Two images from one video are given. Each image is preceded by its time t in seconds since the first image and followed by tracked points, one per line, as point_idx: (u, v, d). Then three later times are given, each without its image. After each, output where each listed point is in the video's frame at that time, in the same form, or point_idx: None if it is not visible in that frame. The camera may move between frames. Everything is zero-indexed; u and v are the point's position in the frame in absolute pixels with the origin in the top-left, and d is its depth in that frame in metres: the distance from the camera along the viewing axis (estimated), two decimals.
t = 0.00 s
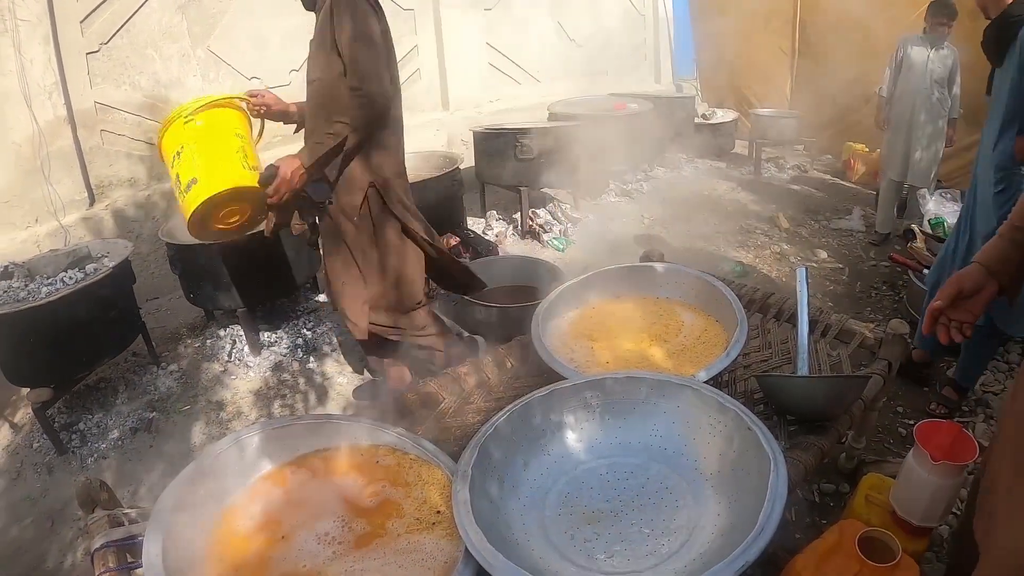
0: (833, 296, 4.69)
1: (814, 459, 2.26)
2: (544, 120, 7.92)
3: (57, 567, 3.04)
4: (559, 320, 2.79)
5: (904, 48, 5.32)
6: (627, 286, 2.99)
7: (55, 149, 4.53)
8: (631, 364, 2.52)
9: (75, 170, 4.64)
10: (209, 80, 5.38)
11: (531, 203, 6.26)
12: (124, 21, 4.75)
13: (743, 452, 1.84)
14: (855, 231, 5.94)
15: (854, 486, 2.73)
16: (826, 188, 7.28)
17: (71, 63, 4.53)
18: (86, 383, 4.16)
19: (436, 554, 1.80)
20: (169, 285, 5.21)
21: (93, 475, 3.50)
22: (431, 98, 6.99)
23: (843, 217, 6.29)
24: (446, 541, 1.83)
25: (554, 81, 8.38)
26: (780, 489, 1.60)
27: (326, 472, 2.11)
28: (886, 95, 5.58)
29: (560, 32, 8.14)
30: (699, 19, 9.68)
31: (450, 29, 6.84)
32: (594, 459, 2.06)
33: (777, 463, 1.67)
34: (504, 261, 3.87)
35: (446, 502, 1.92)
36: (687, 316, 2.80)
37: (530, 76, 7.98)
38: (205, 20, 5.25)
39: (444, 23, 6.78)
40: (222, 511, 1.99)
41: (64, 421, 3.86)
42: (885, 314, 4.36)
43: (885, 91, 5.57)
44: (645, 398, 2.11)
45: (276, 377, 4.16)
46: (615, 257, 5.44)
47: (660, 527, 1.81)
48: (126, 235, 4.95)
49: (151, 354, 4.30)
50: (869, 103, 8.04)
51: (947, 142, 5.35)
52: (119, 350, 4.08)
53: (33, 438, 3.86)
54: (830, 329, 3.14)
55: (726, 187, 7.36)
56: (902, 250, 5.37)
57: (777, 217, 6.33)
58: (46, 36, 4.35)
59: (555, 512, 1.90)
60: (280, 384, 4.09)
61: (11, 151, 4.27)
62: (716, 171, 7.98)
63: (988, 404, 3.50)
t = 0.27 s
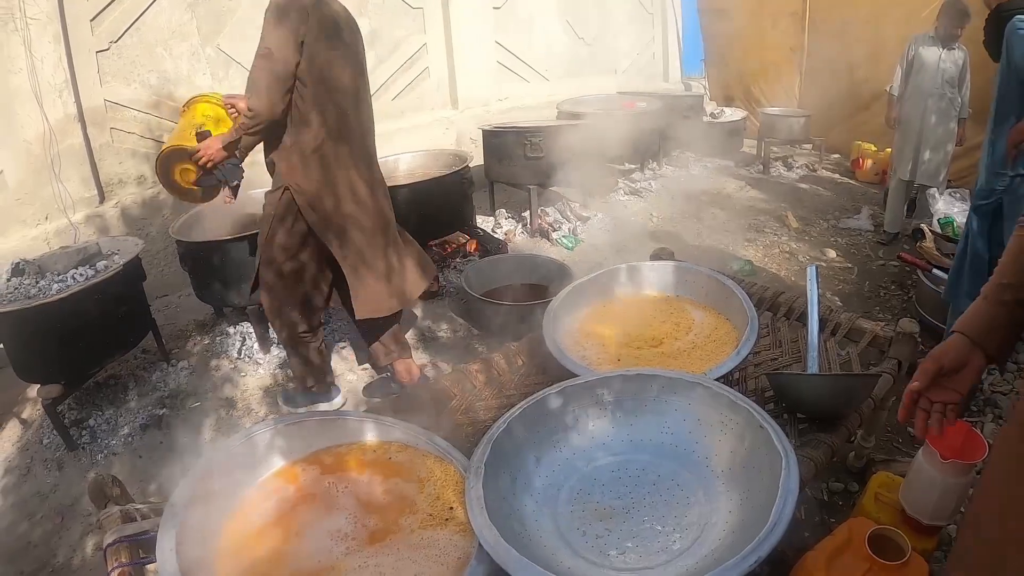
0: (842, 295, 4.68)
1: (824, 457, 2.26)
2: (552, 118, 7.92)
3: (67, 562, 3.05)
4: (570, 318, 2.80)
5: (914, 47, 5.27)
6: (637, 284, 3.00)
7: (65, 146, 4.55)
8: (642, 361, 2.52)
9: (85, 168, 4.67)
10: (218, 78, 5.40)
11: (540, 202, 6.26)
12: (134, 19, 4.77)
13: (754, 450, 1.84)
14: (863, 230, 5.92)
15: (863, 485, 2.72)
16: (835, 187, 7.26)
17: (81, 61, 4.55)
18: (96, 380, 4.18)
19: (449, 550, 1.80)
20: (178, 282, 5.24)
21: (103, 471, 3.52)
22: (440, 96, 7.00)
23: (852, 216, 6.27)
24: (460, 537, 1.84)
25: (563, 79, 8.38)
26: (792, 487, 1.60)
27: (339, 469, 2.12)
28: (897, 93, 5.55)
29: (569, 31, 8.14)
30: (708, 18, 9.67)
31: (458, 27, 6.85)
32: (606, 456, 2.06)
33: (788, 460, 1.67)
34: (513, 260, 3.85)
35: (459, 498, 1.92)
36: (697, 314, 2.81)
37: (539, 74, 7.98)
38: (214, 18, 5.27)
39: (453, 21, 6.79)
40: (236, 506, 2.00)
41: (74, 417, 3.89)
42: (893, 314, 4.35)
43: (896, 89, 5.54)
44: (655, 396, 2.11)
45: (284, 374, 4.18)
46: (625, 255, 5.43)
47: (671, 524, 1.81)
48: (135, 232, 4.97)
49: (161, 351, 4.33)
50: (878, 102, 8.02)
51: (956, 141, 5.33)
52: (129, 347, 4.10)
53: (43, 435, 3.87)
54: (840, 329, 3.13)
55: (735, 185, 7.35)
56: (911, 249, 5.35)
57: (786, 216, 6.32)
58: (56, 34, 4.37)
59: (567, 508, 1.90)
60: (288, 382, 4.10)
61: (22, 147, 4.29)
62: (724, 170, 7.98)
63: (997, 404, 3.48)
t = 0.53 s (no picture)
0: (850, 294, 4.68)
1: (835, 452, 2.26)
2: (561, 117, 7.92)
3: (77, 558, 3.06)
4: (581, 315, 2.82)
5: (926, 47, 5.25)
6: (648, 281, 3.01)
7: (76, 144, 4.58)
8: (654, 359, 2.54)
9: (94, 165, 4.69)
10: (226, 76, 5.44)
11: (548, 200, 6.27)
12: (143, 17, 4.82)
13: (766, 445, 1.84)
14: (872, 229, 5.93)
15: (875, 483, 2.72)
16: (843, 186, 7.26)
17: (91, 59, 4.59)
18: (106, 376, 4.20)
19: (466, 544, 1.81)
20: (188, 280, 5.26)
21: (113, 467, 3.53)
22: (448, 95, 7.02)
23: (860, 215, 6.27)
24: (475, 532, 1.84)
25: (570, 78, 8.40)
26: (804, 481, 1.60)
27: (354, 464, 2.13)
28: (907, 93, 5.54)
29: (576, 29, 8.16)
30: (715, 17, 9.68)
31: (467, 26, 6.86)
32: (618, 452, 2.07)
33: (800, 455, 1.67)
34: (525, 258, 3.87)
35: (474, 494, 1.93)
36: (708, 312, 2.82)
37: (547, 73, 8.00)
38: (223, 16, 5.31)
39: (461, 20, 6.81)
40: (251, 500, 2.01)
41: (84, 413, 3.91)
42: (901, 313, 4.36)
43: (906, 89, 5.53)
44: (667, 393, 2.12)
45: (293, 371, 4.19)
46: (634, 253, 5.44)
47: (683, 519, 1.82)
48: (144, 230, 5.00)
49: (171, 348, 4.36)
50: (886, 101, 8.05)
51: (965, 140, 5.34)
52: (139, 344, 4.12)
53: (53, 431, 3.90)
54: (849, 327, 3.14)
55: (743, 184, 7.35)
56: (919, 248, 5.35)
57: (793, 215, 6.33)
58: (66, 32, 4.40)
59: (580, 504, 1.91)
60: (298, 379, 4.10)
61: (32, 145, 4.31)
62: (732, 168, 7.98)
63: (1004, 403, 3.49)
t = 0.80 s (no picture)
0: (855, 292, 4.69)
1: (842, 447, 2.26)
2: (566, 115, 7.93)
3: (85, 554, 3.08)
4: (589, 313, 2.84)
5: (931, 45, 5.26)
6: (656, 279, 3.03)
7: (82, 142, 4.59)
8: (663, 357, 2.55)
9: (101, 164, 4.71)
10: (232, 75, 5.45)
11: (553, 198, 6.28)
12: (149, 16, 4.84)
13: (773, 441, 1.84)
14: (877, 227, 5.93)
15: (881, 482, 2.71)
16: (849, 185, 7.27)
17: (98, 57, 4.61)
18: (112, 374, 4.23)
19: (477, 539, 1.82)
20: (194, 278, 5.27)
21: (121, 464, 3.55)
22: (452, 94, 7.03)
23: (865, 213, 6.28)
24: (486, 527, 1.86)
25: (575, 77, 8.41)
26: (812, 476, 1.60)
27: (364, 460, 2.14)
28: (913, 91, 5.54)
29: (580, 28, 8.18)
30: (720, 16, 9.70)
31: (472, 25, 6.87)
32: (625, 448, 2.08)
33: (807, 450, 1.67)
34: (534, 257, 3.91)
35: (484, 489, 1.95)
36: (715, 310, 2.83)
37: (552, 72, 8.01)
38: (229, 15, 5.33)
39: (466, 19, 6.83)
40: (264, 495, 2.02)
41: (91, 411, 3.93)
42: (907, 311, 4.38)
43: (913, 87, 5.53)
44: (675, 390, 2.12)
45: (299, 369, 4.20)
46: (639, 251, 5.45)
47: (690, 515, 1.83)
48: (151, 229, 5.03)
49: (178, 345, 4.38)
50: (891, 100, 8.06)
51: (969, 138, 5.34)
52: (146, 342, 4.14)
53: (59, 428, 3.91)
54: (854, 324, 3.19)
55: (747, 183, 7.37)
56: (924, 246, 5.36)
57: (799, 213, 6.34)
58: (72, 31, 4.41)
59: (588, 499, 1.93)
60: (306, 376, 4.11)
61: (38, 143, 4.33)
62: (737, 167, 8.00)
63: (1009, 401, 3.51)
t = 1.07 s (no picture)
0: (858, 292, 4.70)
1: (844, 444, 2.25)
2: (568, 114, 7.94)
3: (90, 552, 3.08)
4: (593, 311, 2.86)
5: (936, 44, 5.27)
6: (662, 276, 3.04)
7: (85, 141, 4.60)
8: (667, 355, 2.57)
9: (104, 163, 4.72)
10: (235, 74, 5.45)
11: (556, 198, 6.28)
12: (152, 15, 4.86)
13: (776, 444, 1.84)
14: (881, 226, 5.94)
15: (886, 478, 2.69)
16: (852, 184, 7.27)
17: (101, 56, 4.61)
18: (116, 373, 4.25)
19: (483, 535, 1.82)
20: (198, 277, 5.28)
21: (124, 463, 3.56)
22: (456, 93, 7.04)
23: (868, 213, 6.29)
24: (491, 522, 1.86)
25: (578, 75, 8.42)
26: (815, 478, 1.61)
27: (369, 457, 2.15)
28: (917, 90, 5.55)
29: (583, 27, 8.20)
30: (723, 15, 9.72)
31: (476, 23, 6.88)
32: (629, 448, 2.09)
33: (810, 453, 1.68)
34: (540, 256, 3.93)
35: (489, 484, 1.95)
36: (719, 309, 2.84)
37: (555, 71, 8.02)
38: (232, 14, 5.34)
39: (470, 18, 6.83)
40: (272, 491, 2.03)
41: (94, 409, 3.95)
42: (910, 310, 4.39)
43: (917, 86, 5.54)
44: (680, 395, 2.13)
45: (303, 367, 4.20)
46: (642, 250, 5.45)
47: (691, 515, 1.84)
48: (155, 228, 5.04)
49: (181, 344, 4.39)
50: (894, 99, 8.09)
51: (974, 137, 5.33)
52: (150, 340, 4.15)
53: (63, 427, 3.92)
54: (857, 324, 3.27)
55: (751, 182, 7.37)
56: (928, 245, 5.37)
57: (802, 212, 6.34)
58: (75, 30, 4.42)
59: (591, 497, 1.93)
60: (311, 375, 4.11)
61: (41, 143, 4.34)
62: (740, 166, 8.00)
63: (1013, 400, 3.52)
